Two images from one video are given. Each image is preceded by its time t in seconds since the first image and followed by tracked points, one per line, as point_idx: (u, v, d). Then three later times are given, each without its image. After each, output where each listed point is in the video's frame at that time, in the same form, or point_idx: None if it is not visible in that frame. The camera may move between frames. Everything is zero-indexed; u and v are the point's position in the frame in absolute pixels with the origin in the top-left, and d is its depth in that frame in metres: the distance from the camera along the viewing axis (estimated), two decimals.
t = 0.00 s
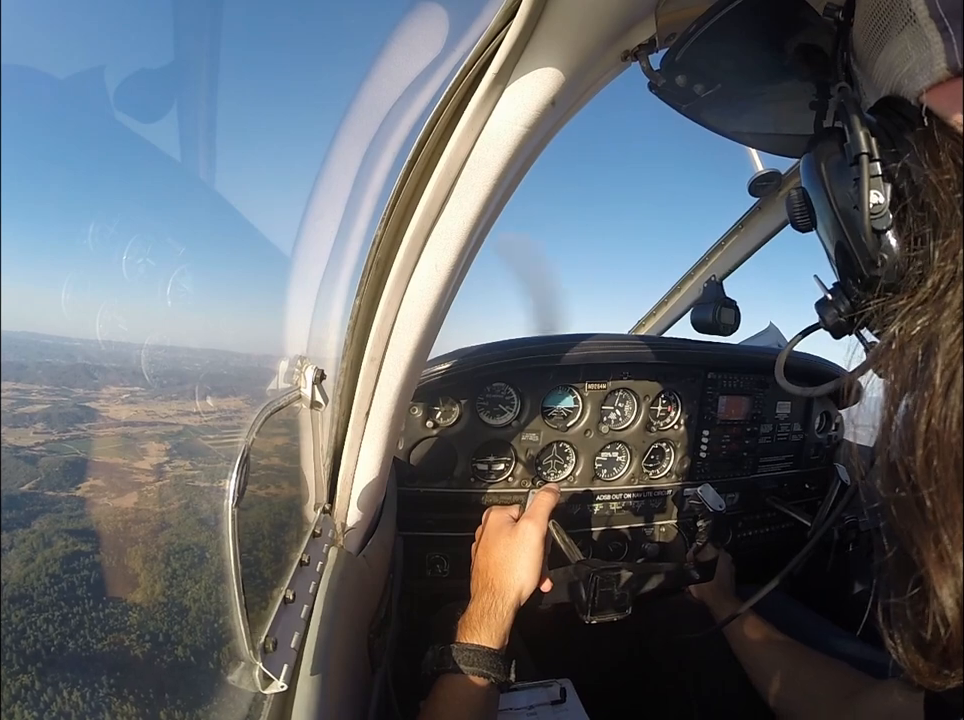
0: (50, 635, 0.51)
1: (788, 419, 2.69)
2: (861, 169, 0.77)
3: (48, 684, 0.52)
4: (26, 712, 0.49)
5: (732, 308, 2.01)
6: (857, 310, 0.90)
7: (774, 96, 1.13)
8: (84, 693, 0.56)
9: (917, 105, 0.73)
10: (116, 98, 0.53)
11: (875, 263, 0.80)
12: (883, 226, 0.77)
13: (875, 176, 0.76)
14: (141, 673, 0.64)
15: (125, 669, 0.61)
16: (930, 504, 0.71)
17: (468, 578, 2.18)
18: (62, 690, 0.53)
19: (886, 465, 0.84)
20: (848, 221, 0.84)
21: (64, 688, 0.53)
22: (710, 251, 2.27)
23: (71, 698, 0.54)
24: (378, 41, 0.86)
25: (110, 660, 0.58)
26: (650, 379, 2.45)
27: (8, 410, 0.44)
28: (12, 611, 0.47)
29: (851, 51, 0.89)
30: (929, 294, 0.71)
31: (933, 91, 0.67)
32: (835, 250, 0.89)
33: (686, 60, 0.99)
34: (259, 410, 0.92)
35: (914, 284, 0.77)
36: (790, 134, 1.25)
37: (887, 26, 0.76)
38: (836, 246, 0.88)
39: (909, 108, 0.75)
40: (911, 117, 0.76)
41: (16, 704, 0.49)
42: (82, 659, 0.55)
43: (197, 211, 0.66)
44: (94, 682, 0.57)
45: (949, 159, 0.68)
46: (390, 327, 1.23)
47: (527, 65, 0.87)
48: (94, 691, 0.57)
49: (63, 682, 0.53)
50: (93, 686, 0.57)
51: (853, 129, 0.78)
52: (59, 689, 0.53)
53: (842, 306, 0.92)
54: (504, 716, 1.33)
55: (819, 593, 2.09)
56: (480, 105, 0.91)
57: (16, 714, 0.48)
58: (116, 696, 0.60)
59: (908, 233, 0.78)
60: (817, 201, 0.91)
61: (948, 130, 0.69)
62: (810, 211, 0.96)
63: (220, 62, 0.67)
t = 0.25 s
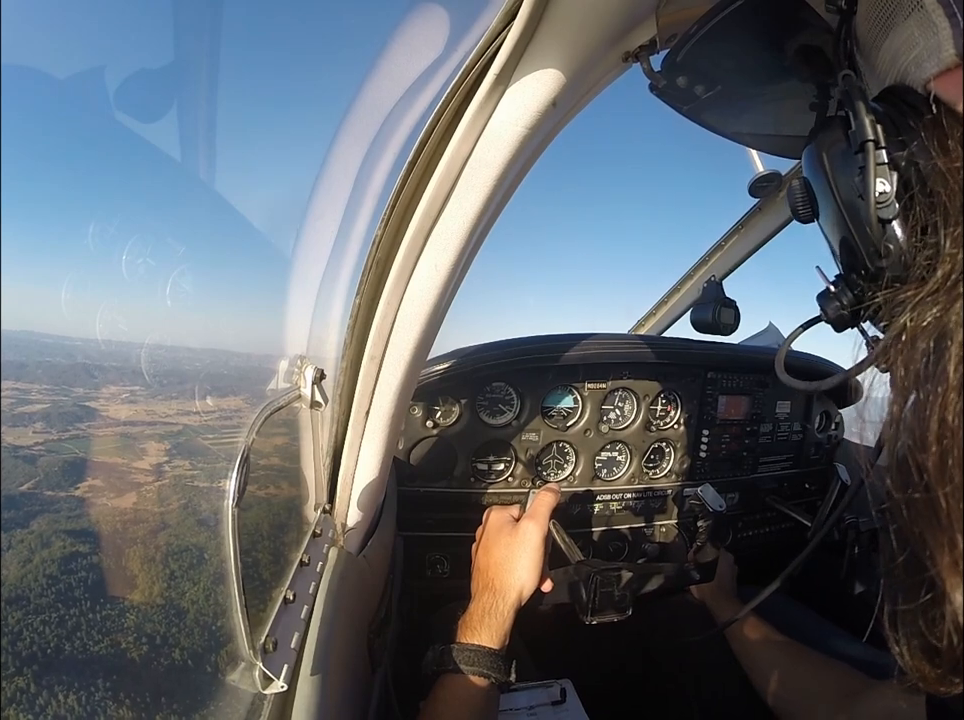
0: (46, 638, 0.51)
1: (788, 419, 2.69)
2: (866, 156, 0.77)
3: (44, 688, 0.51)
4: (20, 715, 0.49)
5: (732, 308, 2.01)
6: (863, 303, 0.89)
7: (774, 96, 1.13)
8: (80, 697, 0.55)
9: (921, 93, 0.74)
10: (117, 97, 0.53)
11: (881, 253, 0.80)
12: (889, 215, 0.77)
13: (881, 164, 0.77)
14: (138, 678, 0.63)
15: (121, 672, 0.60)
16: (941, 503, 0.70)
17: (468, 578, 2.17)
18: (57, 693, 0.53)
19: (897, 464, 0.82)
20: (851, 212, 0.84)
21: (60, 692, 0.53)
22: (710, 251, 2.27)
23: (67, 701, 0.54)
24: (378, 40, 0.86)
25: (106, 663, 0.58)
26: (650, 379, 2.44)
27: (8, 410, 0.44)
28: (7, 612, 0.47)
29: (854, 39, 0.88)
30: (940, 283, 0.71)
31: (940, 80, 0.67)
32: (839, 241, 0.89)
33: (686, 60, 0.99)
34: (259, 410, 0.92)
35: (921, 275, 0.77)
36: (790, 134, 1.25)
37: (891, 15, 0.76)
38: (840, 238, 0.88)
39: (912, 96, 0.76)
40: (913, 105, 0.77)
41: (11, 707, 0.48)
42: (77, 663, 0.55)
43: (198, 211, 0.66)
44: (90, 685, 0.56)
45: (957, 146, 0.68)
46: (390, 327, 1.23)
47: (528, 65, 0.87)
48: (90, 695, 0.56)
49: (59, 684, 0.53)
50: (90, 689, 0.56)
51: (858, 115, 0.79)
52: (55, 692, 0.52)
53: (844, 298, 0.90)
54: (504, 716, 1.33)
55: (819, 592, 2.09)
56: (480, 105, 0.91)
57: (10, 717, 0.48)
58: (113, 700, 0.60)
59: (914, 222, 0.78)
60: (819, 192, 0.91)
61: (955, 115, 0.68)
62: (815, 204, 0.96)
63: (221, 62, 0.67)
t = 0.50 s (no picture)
0: (43, 640, 0.50)
1: (788, 419, 2.69)
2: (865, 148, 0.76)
3: (39, 691, 0.51)
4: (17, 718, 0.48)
5: (732, 308, 2.01)
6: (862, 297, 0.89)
7: (774, 96, 1.13)
8: (75, 701, 0.55)
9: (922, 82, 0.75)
10: (117, 97, 0.53)
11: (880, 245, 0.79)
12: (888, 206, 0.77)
13: (881, 155, 0.75)
14: (133, 682, 0.63)
15: (117, 676, 0.60)
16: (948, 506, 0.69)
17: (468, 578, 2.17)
18: (53, 697, 0.52)
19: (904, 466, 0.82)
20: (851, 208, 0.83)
21: (55, 695, 0.52)
22: (710, 251, 2.27)
23: (62, 705, 0.53)
24: (378, 40, 0.86)
25: (102, 666, 0.57)
26: (650, 379, 2.44)
27: (7, 410, 0.44)
28: (6, 614, 0.46)
29: (853, 33, 0.89)
30: (944, 276, 0.71)
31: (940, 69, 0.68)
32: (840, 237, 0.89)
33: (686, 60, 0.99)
34: (259, 410, 0.92)
35: (923, 267, 0.78)
36: (790, 134, 1.24)
37: (890, 5, 0.78)
38: (841, 234, 0.88)
39: (912, 87, 0.77)
40: (914, 95, 0.77)
41: (7, 710, 0.47)
42: (72, 666, 0.54)
43: (199, 211, 0.66)
44: (86, 690, 0.56)
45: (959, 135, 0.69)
46: (391, 327, 1.23)
47: (527, 65, 0.87)
48: (85, 699, 0.56)
49: (53, 688, 0.52)
50: (85, 693, 0.56)
51: (857, 106, 0.77)
52: (50, 696, 0.52)
53: (844, 293, 0.90)
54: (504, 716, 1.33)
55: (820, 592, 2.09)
56: (480, 105, 0.91)
57: None
58: (107, 704, 0.59)
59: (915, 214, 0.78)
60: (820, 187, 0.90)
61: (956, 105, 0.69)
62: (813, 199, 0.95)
63: (220, 62, 0.67)
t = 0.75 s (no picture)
0: (40, 643, 0.50)
1: (788, 419, 2.69)
2: (859, 154, 0.76)
3: (35, 695, 0.50)
4: None
5: (732, 308, 2.01)
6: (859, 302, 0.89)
7: (774, 96, 1.13)
8: (72, 705, 0.54)
9: (916, 90, 0.75)
10: (117, 97, 0.53)
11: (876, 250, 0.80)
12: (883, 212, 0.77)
13: (874, 161, 0.76)
14: (130, 685, 0.62)
15: (113, 679, 0.60)
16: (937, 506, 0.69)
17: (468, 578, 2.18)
18: (50, 701, 0.52)
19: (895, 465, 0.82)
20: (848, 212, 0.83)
21: (51, 699, 0.52)
22: (710, 251, 2.27)
23: (58, 709, 0.53)
24: (378, 40, 0.86)
25: (97, 669, 0.57)
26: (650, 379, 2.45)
27: (7, 409, 0.43)
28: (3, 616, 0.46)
29: (850, 38, 0.89)
30: (935, 281, 0.71)
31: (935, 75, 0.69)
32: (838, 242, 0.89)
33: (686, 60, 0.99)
34: (259, 409, 0.92)
35: (917, 273, 0.77)
36: (790, 134, 1.24)
37: (885, 11, 0.77)
38: (839, 238, 0.88)
39: (907, 93, 0.76)
40: (909, 102, 0.77)
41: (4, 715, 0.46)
42: (68, 669, 0.53)
43: (199, 211, 0.66)
44: (83, 693, 0.55)
45: (950, 142, 0.69)
46: (391, 327, 1.23)
47: (527, 65, 0.87)
48: (82, 703, 0.56)
49: (49, 692, 0.52)
50: (82, 697, 0.55)
51: (851, 113, 0.78)
52: (46, 700, 0.51)
53: (842, 298, 0.90)
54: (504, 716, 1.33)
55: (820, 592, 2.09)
56: (480, 105, 0.91)
57: None
58: (103, 707, 0.59)
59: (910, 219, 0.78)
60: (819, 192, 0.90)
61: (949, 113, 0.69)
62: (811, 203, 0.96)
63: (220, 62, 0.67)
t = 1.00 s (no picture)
0: (36, 646, 0.49)
1: (788, 419, 2.69)
2: (856, 161, 0.77)
3: (30, 698, 0.50)
4: None
5: (732, 308, 2.01)
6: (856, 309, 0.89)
7: (773, 96, 1.13)
8: (69, 708, 0.53)
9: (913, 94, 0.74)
10: (117, 97, 0.53)
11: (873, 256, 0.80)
12: (879, 218, 0.77)
13: (871, 168, 0.77)
14: (126, 690, 0.61)
15: (109, 684, 0.58)
16: (929, 510, 0.69)
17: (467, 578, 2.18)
18: (45, 705, 0.51)
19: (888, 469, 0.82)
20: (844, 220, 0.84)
21: (46, 703, 0.51)
22: (710, 251, 2.27)
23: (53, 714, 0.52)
24: (378, 40, 0.86)
25: (93, 673, 0.56)
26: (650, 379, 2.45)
27: (6, 409, 0.43)
28: None
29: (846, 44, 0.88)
30: (927, 288, 0.71)
31: (929, 79, 0.66)
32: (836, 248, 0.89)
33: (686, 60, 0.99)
34: (258, 409, 0.92)
35: (913, 278, 0.77)
36: (789, 134, 1.24)
37: (881, 15, 0.79)
38: (835, 244, 0.88)
39: (904, 99, 0.76)
40: (906, 108, 0.76)
41: None
42: (63, 673, 0.52)
43: (198, 211, 0.66)
44: (79, 697, 0.55)
45: (948, 148, 0.69)
46: (391, 326, 1.23)
47: (527, 65, 0.87)
48: (78, 706, 0.55)
49: (45, 697, 0.51)
50: (77, 701, 0.54)
51: (848, 118, 0.78)
52: (40, 704, 0.51)
53: (841, 303, 0.92)
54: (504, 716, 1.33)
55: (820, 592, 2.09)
56: (480, 105, 0.91)
57: None
58: (100, 710, 0.58)
59: (907, 225, 0.78)
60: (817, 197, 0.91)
61: (945, 119, 0.69)
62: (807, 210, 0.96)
63: (220, 62, 0.67)
